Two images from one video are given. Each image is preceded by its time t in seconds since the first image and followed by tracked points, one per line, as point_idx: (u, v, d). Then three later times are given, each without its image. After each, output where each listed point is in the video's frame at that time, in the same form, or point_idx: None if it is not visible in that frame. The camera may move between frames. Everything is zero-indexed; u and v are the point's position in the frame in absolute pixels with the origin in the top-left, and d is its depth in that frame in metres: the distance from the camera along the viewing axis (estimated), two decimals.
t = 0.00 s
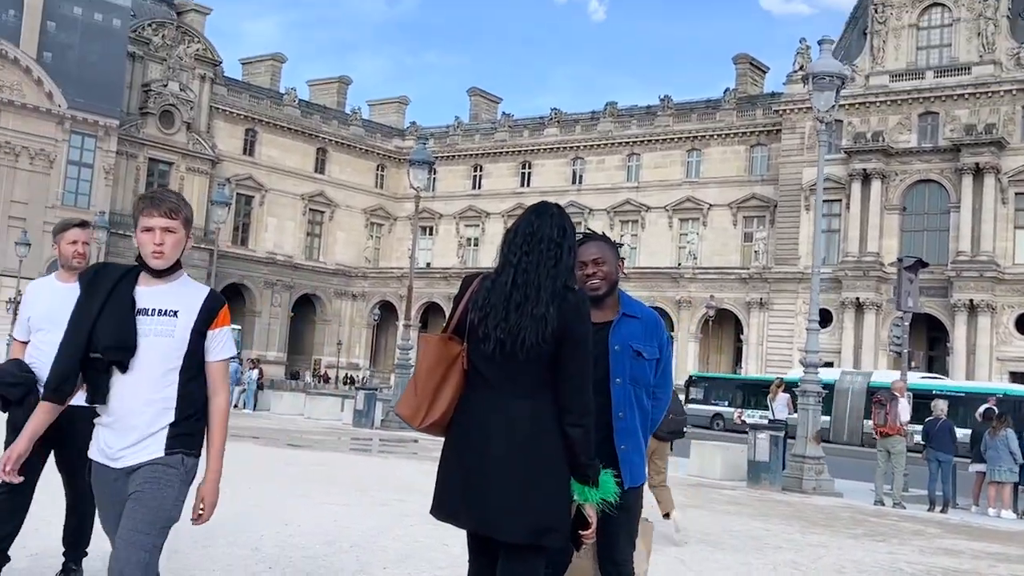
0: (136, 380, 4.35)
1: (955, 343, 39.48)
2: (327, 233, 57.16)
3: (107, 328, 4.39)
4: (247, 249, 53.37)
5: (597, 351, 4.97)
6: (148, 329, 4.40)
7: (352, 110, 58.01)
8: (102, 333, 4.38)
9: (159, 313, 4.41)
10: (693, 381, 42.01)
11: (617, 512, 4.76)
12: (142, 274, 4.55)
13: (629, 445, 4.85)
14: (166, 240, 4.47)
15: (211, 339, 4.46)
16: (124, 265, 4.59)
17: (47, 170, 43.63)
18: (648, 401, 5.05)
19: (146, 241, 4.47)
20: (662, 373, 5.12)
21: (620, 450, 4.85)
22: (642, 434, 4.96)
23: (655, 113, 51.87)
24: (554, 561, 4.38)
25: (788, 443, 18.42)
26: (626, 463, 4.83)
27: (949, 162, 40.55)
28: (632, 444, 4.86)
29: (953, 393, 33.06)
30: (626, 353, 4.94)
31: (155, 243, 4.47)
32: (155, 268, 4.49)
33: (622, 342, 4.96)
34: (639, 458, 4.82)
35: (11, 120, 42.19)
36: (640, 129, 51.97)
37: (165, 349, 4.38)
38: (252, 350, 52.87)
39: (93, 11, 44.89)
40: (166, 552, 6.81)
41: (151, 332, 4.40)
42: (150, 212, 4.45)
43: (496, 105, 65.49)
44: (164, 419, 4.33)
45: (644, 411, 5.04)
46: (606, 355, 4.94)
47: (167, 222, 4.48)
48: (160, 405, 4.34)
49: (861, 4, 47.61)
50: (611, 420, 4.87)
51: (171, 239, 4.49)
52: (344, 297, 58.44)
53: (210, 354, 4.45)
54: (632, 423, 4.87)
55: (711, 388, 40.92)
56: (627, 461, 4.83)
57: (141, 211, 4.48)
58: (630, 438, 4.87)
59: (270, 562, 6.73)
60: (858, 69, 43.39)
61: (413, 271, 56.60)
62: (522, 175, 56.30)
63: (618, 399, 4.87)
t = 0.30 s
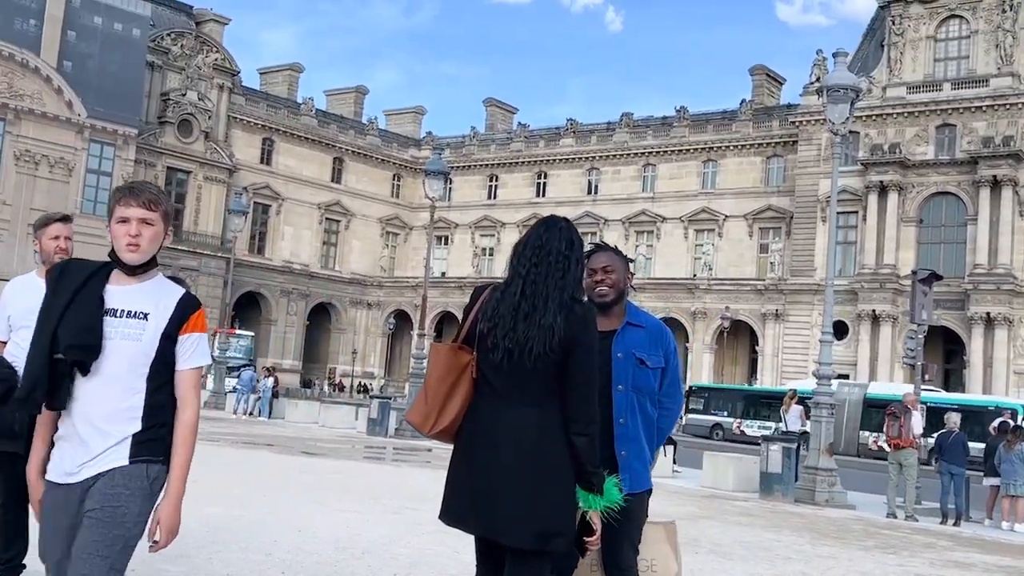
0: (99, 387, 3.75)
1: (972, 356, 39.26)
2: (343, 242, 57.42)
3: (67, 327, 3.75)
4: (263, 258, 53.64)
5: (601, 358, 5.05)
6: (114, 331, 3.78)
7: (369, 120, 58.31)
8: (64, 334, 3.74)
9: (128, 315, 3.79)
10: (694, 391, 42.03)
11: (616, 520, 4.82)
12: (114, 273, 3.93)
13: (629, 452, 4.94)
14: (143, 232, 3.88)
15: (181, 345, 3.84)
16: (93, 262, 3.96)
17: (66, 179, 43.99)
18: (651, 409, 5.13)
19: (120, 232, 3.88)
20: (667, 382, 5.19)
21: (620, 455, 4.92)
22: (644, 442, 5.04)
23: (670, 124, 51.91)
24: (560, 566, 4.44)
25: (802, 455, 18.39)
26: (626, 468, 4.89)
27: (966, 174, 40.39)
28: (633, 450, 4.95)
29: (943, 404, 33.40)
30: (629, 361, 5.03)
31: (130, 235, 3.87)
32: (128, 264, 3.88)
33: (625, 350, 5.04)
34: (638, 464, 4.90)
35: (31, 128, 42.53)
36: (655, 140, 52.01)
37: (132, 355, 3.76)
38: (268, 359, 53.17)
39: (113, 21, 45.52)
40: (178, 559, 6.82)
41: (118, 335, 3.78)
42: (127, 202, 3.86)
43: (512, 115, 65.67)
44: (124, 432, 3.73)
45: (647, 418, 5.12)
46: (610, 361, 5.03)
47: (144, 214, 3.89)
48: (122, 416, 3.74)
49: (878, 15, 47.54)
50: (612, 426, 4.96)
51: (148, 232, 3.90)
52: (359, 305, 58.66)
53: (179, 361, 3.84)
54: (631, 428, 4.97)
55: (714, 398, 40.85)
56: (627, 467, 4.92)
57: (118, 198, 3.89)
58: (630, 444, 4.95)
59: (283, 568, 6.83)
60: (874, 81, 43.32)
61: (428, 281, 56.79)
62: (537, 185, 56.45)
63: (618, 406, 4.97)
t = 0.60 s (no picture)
0: (48, 378, 3.80)
1: (983, 363, 39.09)
2: (355, 246, 57.61)
3: (10, 319, 3.83)
4: (275, 261, 53.88)
5: (595, 367, 5.15)
6: (60, 319, 3.84)
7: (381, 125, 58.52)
8: (8, 327, 3.82)
9: (73, 301, 3.85)
10: (689, 396, 42.26)
11: (609, 527, 4.90)
12: (61, 259, 4.01)
13: (622, 459, 5.03)
14: (81, 211, 3.94)
15: (132, 319, 3.85)
16: (41, 251, 4.04)
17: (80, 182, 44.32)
18: (646, 417, 5.22)
19: (58, 213, 3.95)
20: (662, 391, 5.28)
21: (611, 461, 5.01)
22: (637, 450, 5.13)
23: (682, 130, 51.91)
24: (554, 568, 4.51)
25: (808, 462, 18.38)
26: (618, 473, 4.98)
27: (978, 181, 40.29)
28: (626, 458, 5.04)
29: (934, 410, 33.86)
30: (623, 370, 5.13)
31: (67, 215, 3.94)
32: (70, 246, 3.94)
33: (620, 359, 5.14)
34: (630, 471, 4.99)
35: (46, 132, 42.85)
36: (666, 145, 52.03)
37: (80, 339, 3.81)
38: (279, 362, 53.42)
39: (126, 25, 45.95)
40: (184, 558, 6.92)
41: (63, 323, 3.84)
42: (60, 180, 3.93)
43: (523, 121, 65.79)
44: (86, 424, 3.78)
45: (641, 426, 5.21)
46: (604, 370, 5.14)
47: (80, 191, 3.95)
48: (76, 404, 3.77)
49: (890, 21, 47.48)
50: (605, 433, 5.07)
51: (87, 210, 3.96)
52: (370, 310, 58.84)
53: (132, 336, 3.83)
54: (625, 437, 5.08)
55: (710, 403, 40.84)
56: (618, 474, 5.01)
57: (52, 179, 3.96)
58: (622, 452, 5.05)
59: (289, 569, 6.94)
60: (886, 87, 43.28)
61: (438, 285, 56.95)
62: (548, 190, 56.55)
63: (612, 414, 5.08)
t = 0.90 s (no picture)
0: None
1: (993, 366, 38.95)
2: (364, 249, 57.72)
3: None
4: (284, 264, 54.01)
5: (593, 371, 5.18)
6: None
7: (390, 127, 58.61)
8: None
9: None
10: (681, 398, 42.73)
11: (607, 527, 4.97)
12: None
13: (618, 462, 5.06)
14: None
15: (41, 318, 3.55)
16: None
17: (90, 185, 44.51)
18: (642, 420, 5.24)
19: None
20: (658, 395, 5.29)
21: (608, 464, 5.04)
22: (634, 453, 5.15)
23: (690, 132, 51.87)
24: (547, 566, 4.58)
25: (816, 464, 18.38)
26: (615, 477, 5.02)
27: (987, 183, 40.16)
28: (623, 461, 5.06)
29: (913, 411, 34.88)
30: (621, 373, 5.16)
31: None
32: None
33: (618, 363, 5.17)
34: (626, 474, 5.01)
35: (55, 135, 43.07)
36: (675, 147, 51.99)
37: None
38: (288, 364, 53.61)
39: (136, 29, 46.08)
40: (188, 560, 6.96)
41: None
42: None
43: (532, 124, 65.83)
44: None
45: (637, 429, 5.23)
46: (601, 374, 5.17)
47: None
48: None
49: (899, 23, 47.36)
50: (602, 437, 5.10)
51: None
52: (379, 312, 58.96)
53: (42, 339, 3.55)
54: (621, 440, 5.10)
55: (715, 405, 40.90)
56: (614, 477, 5.02)
57: None
58: (619, 455, 5.07)
59: (293, 570, 6.98)
60: (895, 89, 43.20)
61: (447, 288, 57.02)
62: (556, 193, 56.59)
63: (610, 417, 5.10)
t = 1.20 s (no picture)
0: None
1: (1002, 368, 38.77)
2: (371, 252, 57.77)
3: None
4: (291, 268, 54.11)
5: (585, 372, 5.15)
6: None
7: (396, 131, 58.66)
8: None
9: None
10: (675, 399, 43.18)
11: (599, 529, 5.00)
12: None
13: (609, 464, 5.06)
14: None
15: None
16: None
17: (97, 190, 44.67)
18: (634, 421, 5.23)
19: None
20: (651, 397, 5.27)
21: (599, 467, 5.03)
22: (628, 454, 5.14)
23: (697, 134, 51.79)
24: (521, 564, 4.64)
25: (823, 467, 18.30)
26: (606, 480, 5.01)
27: (995, 184, 39.98)
28: (615, 463, 5.06)
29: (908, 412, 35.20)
30: (613, 375, 5.14)
31: None
32: None
33: (610, 365, 5.15)
34: (618, 476, 5.02)
35: (63, 140, 43.29)
36: (682, 150, 51.89)
37: None
38: (295, 368, 53.69)
39: (144, 34, 46.20)
40: (188, 563, 6.96)
41: None
42: None
43: (538, 127, 65.82)
44: None
45: (629, 431, 5.22)
46: (594, 375, 5.14)
47: None
48: None
49: (906, 24, 47.22)
50: (592, 439, 5.11)
51: None
52: (387, 315, 58.96)
53: None
54: (614, 442, 5.10)
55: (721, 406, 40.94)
56: (606, 479, 5.03)
57: None
58: (611, 457, 5.07)
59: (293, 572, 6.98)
60: (902, 90, 43.08)
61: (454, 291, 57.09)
62: (563, 196, 56.57)
63: (603, 419, 5.09)
